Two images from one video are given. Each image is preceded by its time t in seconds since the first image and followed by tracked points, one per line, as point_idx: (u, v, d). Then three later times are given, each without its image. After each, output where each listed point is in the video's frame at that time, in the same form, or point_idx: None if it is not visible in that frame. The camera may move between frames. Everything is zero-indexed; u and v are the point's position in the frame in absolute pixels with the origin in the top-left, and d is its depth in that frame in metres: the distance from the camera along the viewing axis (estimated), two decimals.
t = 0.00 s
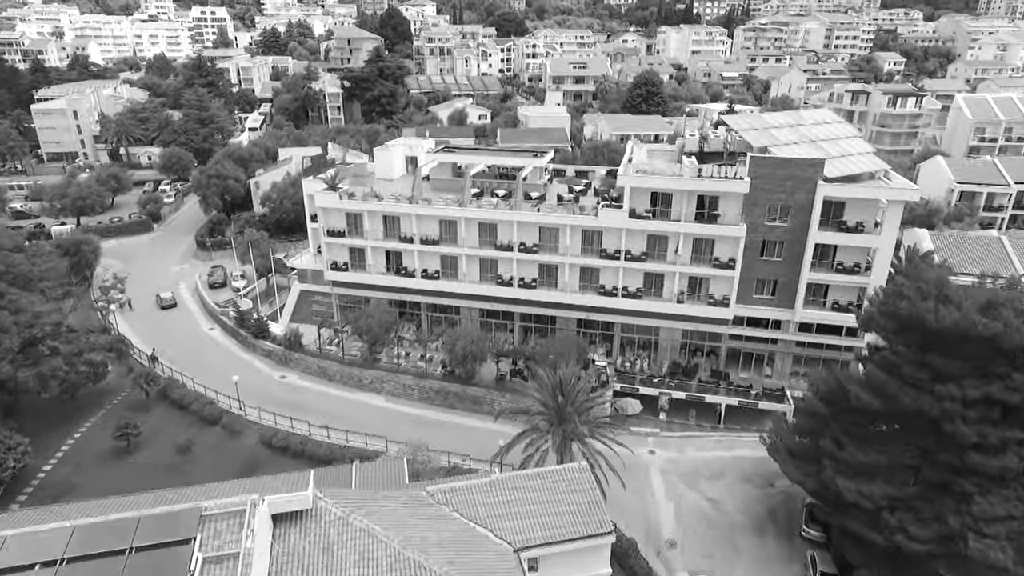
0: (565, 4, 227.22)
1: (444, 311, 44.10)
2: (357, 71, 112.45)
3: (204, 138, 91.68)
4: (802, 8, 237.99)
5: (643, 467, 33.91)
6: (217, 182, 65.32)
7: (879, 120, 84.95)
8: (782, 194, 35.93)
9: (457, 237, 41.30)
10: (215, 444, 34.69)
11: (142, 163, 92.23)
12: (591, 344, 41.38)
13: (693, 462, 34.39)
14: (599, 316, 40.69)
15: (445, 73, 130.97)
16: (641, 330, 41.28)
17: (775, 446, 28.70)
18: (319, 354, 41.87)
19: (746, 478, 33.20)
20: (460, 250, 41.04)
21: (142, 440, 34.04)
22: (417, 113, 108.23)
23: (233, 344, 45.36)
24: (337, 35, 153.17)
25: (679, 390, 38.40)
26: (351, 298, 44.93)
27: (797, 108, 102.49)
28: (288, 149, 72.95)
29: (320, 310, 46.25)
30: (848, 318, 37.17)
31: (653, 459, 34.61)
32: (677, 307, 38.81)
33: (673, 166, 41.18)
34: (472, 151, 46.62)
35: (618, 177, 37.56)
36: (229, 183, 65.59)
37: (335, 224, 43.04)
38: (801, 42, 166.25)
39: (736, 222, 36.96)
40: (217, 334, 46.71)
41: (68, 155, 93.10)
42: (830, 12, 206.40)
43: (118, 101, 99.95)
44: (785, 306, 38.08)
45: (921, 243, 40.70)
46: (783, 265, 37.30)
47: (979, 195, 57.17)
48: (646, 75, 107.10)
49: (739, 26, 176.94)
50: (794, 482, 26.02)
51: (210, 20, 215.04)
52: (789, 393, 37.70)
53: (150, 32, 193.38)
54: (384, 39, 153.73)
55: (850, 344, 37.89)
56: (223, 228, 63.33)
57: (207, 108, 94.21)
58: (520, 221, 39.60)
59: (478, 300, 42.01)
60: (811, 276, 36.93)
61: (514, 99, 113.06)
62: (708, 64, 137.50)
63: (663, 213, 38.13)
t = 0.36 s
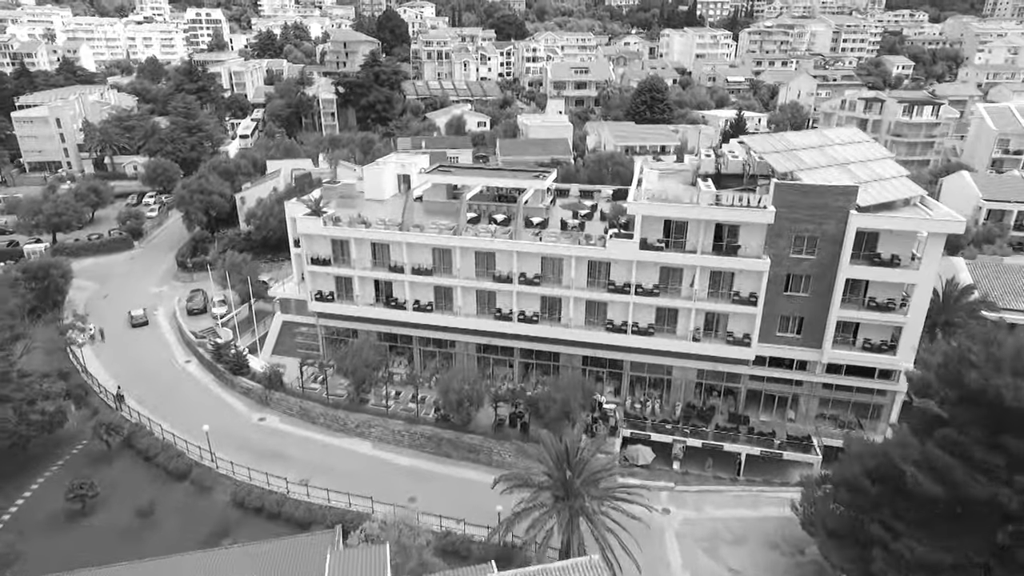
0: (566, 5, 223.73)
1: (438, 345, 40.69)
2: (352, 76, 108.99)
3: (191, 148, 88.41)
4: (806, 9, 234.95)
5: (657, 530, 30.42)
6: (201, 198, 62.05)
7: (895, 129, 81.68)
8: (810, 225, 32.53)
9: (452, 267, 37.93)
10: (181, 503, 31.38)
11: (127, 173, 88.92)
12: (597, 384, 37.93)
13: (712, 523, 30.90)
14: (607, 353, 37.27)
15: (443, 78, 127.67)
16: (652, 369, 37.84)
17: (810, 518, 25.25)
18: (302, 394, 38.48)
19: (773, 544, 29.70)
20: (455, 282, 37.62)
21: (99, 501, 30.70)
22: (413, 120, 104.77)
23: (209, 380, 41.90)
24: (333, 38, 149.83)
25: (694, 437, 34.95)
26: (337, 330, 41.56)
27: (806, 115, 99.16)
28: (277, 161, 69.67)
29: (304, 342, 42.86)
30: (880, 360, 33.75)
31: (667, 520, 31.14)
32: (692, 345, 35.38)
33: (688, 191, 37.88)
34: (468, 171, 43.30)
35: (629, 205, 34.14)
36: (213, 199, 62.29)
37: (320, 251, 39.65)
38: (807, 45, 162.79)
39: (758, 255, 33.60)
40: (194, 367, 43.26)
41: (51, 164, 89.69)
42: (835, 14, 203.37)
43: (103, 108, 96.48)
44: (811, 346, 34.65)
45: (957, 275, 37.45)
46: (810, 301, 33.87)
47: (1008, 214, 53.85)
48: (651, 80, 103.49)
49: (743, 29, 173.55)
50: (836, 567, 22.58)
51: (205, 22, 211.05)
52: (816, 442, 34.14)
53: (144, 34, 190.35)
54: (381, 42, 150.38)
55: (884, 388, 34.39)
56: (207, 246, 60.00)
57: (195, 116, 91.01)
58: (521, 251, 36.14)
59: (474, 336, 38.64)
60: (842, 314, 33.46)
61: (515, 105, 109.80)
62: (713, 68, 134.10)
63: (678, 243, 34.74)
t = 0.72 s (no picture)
0: (566, 6, 220.79)
1: (432, 380, 37.68)
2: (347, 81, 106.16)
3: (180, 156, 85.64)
4: (810, 12, 232.50)
5: None
6: (185, 212, 59.28)
7: (909, 137, 78.87)
8: (839, 256, 29.52)
9: (447, 297, 34.95)
10: (146, 566, 28.70)
11: (113, 182, 86.10)
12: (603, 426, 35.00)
13: None
14: (615, 392, 34.30)
15: (442, 82, 124.92)
16: (663, 409, 34.86)
17: None
18: (284, 436, 35.50)
19: None
20: (449, 313, 34.61)
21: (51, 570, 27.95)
22: (410, 127, 101.88)
23: (185, 417, 38.87)
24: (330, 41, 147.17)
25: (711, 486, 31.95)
26: (323, 362, 38.58)
27: (815, 121, 96.28)
28: (267, 172, 66.74)
29: (288, 375, 39.96)
30: (915, 404, 30.73)
31: None
32: (708, 385, 32.39)
33: (702, 216, 34.90)
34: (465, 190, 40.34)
35: (640, 234, 31.13)
36: (198, 214, 59.41)
37: (304, 279, 36.72)
38: (813, 47, 160.05)
39: (780, 288, 30.63)
40: (170, 401, 40.29)
41: (36, 173, 86.86)
42: (840, 16, 200.74)
43: (90, 113, 93.57)
44: (839, 388, 31.63)
45: (995, 307, 34.59)
46: (838, 339, 30.85)
47: None
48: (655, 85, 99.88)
49: (747, 31, 170.64)
50: None
51: (201, 24, 208.38)
52: (844, 494, 31.09)
53: (139, 36, 188.24)
54: (378, 45, 147.46)
55: (919, 434, 31.36)
56: (191, 264, 57.20)
57: (185, 123, 88.24)
58: (521, 282, 33.11)
59: (471, 371, 35.65)
60: (873, 353, 30.43)
61: (515, 111, 107.06)
62: (717, 72, 131.15)
63: (692, 275, 31.84)
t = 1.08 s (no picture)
0: (567, 6, 217.13)
1: (424, 427, 34.22)
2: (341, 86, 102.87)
3: (166, 166, 82.46)
4: (814, 14, 229.42)
5: None
6: (164, 229, 55.95)
7: (927, 148, 75.64)
8: (881, 301, 26.10)
9: (439, 338, 31.52)
10: None
11: (96, 193, 82.82)
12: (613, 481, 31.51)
13: None
14: (626, 446, 30.80)
15: (440, 87, 121.72)
16: (679, 462, 31.38)
17: None
18: (258, 491, 32.06)
19: None
20: (442, 357, 31.14)
21: None
22: (407, 134, 98.55)
23: (153, 465, 35.50)
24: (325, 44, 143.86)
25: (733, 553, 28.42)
26: (305, 405, 35.21)
27: (826, 129, 92.91)
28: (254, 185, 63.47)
29: (266, 418, 36.50)
30: (965, 466, 27.28)
31: None
32: (731, 441, 28.89)
33: (722, 250, 31.56)
34: (462, 216, 37.02)
35: (654, 274, 27.65)
36: (179, 233, 56.09)
37: (285, 317, 33.49)
38: (819, 50, 156.84)
39: (812, 335, 27.25)
40: (138, 445, 36.87)
41: (16, 183, 83.52)
42: (846, 18, 197.41)
43: (73, 121, 90.23)
44: (877, 445, 28.18)
45: None
46: (878, 392, 27.42)
47: None
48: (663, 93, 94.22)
49: (752, 34, 167.32)
50: None
51: (196, 26, 205.08)
52: (884, 565, 27.61)
53: (133, 38, 185.18)
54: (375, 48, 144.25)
55: (968, 498, 27.92)
56: (171, 286, 54.06)
57: (171, 132, 84.97)
58: (521, 324, 29.64)
59: (466, 420, 32.14)
60: (918, 409, 26.97)
61: (515, 117, 103.83)
62: (723, 76, 127.77)
63: (712, 318, 28.55)
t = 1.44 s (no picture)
0: (568, 7, 213.84)
1: (413, 482, 30.77)
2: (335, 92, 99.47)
3: (150, 177, 79.19)
4: (819, 15, 226.05)
5: None
6: (141, 250, 52.83)
7: (946, 158, 72.34)
8: (934, 358, 22.69)
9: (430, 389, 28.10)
10: None
11: (78, 205, 79.44)
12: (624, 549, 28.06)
13: None
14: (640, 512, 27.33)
15: (438, 92, 118.34)
16: (698, 528, 27.93)
17: None
18: (227, 559, 28.63)
19: None
20: (432, 411, 27.72)
21: None
22: (403, 142, 95.22)
23: (114, 522, 32.06)
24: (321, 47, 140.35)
25: None
26: (281, 457, 31.77)
27: (838, 137, 89.55)
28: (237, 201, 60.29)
29: (240, 469, 33.05)
30: None
31: None
32: (759, 511, 25.45)
33: (745, 289, 28.29)
34: (457, 245, 33.83)
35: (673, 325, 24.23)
36: (157, 254, 52.86)
37: (257, 362, 30.09)
38: (826, 52, 153.46)
39: (854, 394, 23.84)
40: (99, 498, 33.46)
41: None
42: (853, 20, 193.98)
43: (55, 128, 86.77)
44: (927, 517, 24.70)
45: None
46: (928, 459, 23.94)
47: None
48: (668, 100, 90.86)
49: (757, 36, 164.10)
50: None
51: (190, 27, 201.73)
52: None
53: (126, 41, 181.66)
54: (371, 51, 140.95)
55: None
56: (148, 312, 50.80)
57: (157, 141, 81.64)
58: (522, 377, 26.23)
59: (459, 479, 28.70)
60: (976, 480, 23.48)
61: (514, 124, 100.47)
62: (729, 81, 124.51)
63: (738, 371, 25.20)
